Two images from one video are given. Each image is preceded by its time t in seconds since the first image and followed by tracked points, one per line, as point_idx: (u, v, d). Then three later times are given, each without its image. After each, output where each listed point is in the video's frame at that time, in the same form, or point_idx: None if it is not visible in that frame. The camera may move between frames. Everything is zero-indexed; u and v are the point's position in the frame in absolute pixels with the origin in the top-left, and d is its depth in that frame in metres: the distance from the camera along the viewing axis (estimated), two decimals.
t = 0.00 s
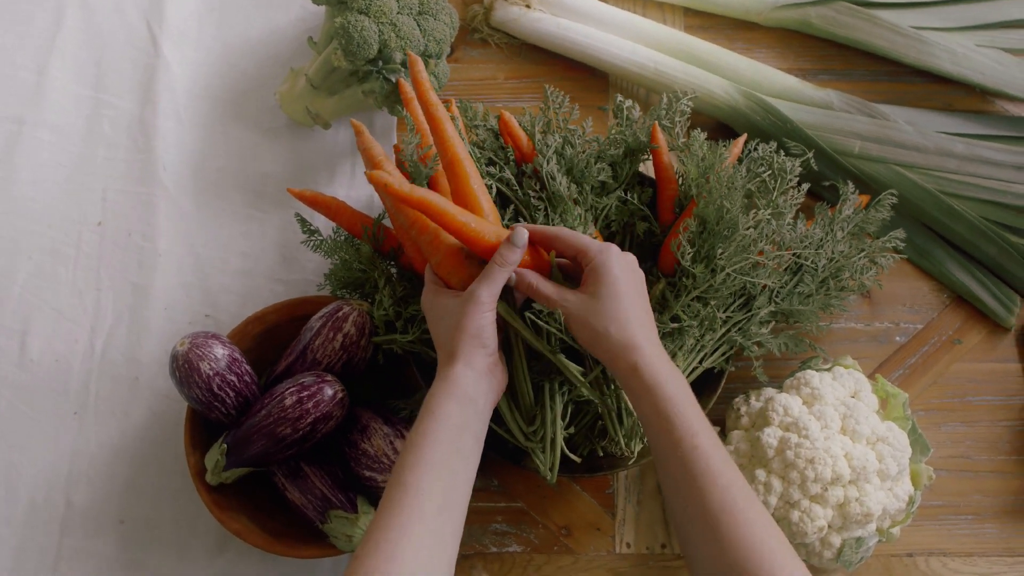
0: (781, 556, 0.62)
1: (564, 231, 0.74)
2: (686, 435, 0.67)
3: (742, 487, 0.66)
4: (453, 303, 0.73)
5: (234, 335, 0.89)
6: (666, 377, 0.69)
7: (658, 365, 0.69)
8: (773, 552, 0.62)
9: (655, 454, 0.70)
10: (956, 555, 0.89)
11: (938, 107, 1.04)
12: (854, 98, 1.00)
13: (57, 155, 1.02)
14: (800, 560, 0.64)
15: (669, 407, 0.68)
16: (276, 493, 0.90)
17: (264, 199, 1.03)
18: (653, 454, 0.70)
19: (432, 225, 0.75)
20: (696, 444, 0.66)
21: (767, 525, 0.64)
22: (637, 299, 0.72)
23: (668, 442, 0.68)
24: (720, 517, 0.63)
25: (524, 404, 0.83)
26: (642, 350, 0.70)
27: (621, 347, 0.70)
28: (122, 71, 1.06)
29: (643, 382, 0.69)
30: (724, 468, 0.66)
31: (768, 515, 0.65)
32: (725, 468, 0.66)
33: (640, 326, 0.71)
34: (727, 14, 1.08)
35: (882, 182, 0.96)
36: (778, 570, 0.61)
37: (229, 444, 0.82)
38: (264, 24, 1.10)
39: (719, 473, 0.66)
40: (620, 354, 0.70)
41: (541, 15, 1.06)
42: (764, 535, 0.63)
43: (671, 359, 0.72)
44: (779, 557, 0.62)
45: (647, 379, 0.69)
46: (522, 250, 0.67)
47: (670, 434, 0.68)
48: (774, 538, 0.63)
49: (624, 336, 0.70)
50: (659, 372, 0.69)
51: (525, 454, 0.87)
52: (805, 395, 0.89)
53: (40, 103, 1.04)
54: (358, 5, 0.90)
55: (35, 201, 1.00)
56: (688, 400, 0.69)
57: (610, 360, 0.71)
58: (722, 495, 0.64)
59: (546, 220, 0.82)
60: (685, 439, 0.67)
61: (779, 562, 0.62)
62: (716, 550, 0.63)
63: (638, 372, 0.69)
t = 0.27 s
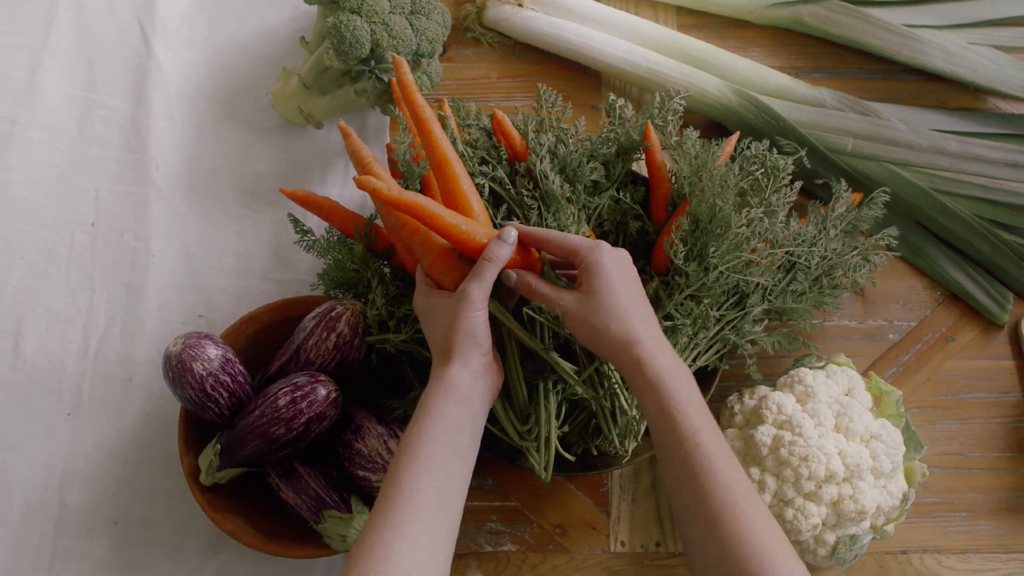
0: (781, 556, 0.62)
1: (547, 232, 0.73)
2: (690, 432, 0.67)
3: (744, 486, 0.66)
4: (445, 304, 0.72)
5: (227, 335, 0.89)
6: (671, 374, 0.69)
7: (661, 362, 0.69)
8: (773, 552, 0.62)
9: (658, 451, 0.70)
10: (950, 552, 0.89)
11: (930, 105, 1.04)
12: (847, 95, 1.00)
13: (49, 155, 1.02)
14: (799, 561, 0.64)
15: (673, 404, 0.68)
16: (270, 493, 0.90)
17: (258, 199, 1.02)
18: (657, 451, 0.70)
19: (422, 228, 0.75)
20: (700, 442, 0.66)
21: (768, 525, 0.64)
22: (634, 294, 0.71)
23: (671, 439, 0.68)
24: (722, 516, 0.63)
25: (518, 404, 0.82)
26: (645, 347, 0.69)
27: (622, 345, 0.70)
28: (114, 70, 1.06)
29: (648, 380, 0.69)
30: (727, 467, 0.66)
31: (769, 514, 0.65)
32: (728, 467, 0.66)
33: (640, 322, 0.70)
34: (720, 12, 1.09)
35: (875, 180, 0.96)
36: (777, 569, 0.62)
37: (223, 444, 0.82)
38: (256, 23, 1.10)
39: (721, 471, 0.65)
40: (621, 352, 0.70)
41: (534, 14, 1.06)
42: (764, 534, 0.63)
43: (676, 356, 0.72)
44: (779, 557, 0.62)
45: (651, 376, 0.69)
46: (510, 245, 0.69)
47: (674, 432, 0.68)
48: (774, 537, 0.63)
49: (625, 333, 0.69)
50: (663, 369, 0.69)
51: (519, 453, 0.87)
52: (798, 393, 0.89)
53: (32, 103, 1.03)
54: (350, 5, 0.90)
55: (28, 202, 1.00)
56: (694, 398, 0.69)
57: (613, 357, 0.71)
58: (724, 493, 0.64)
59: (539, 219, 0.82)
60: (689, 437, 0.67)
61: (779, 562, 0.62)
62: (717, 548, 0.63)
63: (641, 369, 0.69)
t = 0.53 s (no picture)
0: (785, 554, 0.63)
1: (576, 206, 0.73)
2: (702, 426, 0.66)
3: (751, 482, 0.65)
4: (437, 305, 0.72)
5: (220, 338, 0.89)
6: (687, 364, 0.67)
7: (678, 352, 0.67)
8: (776, 550, 0.62)
9: (668, 441, 0.69)
10: (944, 549, 0.90)
11: (921, 103, 1.04)
12: (838, 94, 1.00)
13: (40, 158, 1.02)
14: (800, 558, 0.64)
15: (686, 396, 0.66)
16: (263, 495, 0.90)
17: (250, 201, 1.02)
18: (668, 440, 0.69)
19: (412, 231, 0.75)
20: (711, 436, 0.65)
21: (773, 522, 0.64)
22: (659, 275, 0.70)
23: (682, 432, 0.66)
24: (728, 512, 0.63)
25: (510, 405, 0.82)
26: (663, 332, 0.67)
27: (640, 327, 0.67)
28: (105, 73, 1.05)
29: (662, 369, 0.67)
30: (737, 461, 0.65)
31: (775, 511, 0.65)
32: (737, 462, 0.65)
33: (663, 305, 0.69)
34: (711, 12, 1.09)
35: (867, 178, 0.96)
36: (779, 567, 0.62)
37: (215, 447, 0.82)
38: (247, 25, 1.09)
39: (730, 467, 0.65)
40: (640, 335, 0.68)
41: (525, 14, 1.05)
42: (768, 532, 0.63)
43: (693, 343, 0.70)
44: (782, 556, 0.62)
45: (666, 365, 0.67)
46: (501, 247, 0.69)
47: (686, 424, 0.66)
48: (777, 534, 0.64)
49: (645, 316, 0.67)
50: (680, 359, 0.67)
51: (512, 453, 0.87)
52: (791, 391, 0.89)
53: (22, 106, 1.03)
54: (340, 6, 0.89)
55: (18, 205, 1.00)
56: (707, 389, 0.68)
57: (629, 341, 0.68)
58: (732, 490, 0.64)
59: (530, 219, 0.82)
60: (701, 429, 0.66)
61: (781, 560, 0.62)
62: (721, 544, 0.63)
63: (657, 356, 0.67)
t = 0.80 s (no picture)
0: (788, 547, 0.60)
1: (645, 179, 0.77)
2: (707, 415, 0.65)
3: (756, 475, 0.64)
4: (431, 305, 0.72)
5: (213, 339, 0.88)
6: (697, 352, 0.67)
7: (689, 338, 0.68)
8: (779, 543, 0.60)
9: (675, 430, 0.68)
10: (938, 545, 0.90)
11: (913, 99, 1.04)
12: (831, 91, 1.00)
13: (32, 161, 1.02)
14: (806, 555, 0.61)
15: (694, 383, 0.66)
16: (257, 497, 0.90)
17: (242, 202, 1.02)
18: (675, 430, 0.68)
19: (404, 232, 0.75)
20: (716, 425, 0.64)
21: (777, 516, 0.62)
22: (688, 258, 0.71)
23: (688, 420, 0.66)
24: (730, 502, 0.62)
25: (504, 406, 0.82)
26: (673, 315, 0.69)
27: (652, 305, 0.69)
28: (96, 75, 1.05)
29: (670, 352, 0.67)
30: (741, 452, 0.64)
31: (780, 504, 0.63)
32: (742, 453, 0.64)
33: (682, 288, 0.70)
34: (702, 10, 1.09)
35: (859, 175, 0.96)
36: (782, 561, 0.59)
37: (209, 449, 0.82)
38: (238, 26, 1.09)
39: (735, 457, 0.63)
40: (654, 315, 0.69)
41: (516, 13, 1.05)
42: (771, 525, 0.61)
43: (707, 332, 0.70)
44: (785, 550, 0.60)
45: (676, 350, 0.67)
46: (495, 246, 0.68)
47: (693, 412, 0.66)
48: (782, 530, 0.61)
49: (661, 295, 0.69)
50: (689, 346, 0.67)
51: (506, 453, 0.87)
52: (785, 389, 0.89)
53: (14, 109, 1.03)
54: (331, 6, 0.89)
55: (11, 208, 1.00)
56: (717, 379, 0.67)
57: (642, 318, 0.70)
58: (736, 480, 0.62)
59: (521, 219, 0.81)
60: (706, 417, 0.65)
61: (785, 554, 0.60)
62: (723, 537, 0.61)
63: (669, 339, 0.68)
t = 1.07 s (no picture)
0: (778, 537, 0.61)
1: (629, 195, 0.77)
2: (690, 410, 0.65)
3: (743, 466, 0.64)
4: (427, 308, 0.72)
5: (209, 342, 0.88)
6: (678, 350, 0.68)
7: (670, 339, 0.68)
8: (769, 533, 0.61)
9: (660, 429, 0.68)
10: (935, 544, 0.90)
11: (907, 98, 1.04)
12: (825, 90, 1.00)
13: (26, 164, 1.02)
14: (797, 544, 0.62)
15: (676, 380, 0.66)
16: (254, 499, 0.90)
17: (238, 204, 1.02)
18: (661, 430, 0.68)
19: (399, 234, 0.75)
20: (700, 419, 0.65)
21: (766, 505, 0.63)
22: (670, 266, 0.71)
23: (672, 417, 0.66)
24: (718, 494, 0.62)
25: (499, 408, 0.82)
26: (659, 321, 0.69)
27: (638, 313, 0.69)
28: (91, 78, 1.05)
29: (651, 353, 0.68)
30: (727, 445, 0.65)
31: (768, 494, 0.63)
32: (728, 446, 0.65)
33: (667, 297, 0.70)
34: (696, 9, 1.09)
35: (854, 174, 0.96)
36: (773, 550, 0.60)
37: (206, 452, 0.82)
38: (232, 28, 1.09)
39: (720, 449, 0.64)
40: (636, 320, 0.69)
41: (510, 14, 1.05)
42: (760, 515, 0.62)
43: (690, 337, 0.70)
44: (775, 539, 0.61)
45: (656, 349, 0.67)
46: (489, 247, 0.67)
47: (676, 409, 0.66)
48: (773, 519, 0.62)
49: (642, 300, 0.69)
50: (670, 345, 0.68)
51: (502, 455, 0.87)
52: (781, 388, 0.89)
53: (8, 112, 1.03)
54: (324, 8, 0.89)
55: (6, 212, 1.00)
56: (699, 375, 0.68)
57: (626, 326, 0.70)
58: (724, 472, 0.63)
59: (516, 221, 0.81)
60: (689, 413, 0.65)
61: (775, 543, 0.60)
62: (716, 529, 0.61)
63: (649, 342, 0.68)
